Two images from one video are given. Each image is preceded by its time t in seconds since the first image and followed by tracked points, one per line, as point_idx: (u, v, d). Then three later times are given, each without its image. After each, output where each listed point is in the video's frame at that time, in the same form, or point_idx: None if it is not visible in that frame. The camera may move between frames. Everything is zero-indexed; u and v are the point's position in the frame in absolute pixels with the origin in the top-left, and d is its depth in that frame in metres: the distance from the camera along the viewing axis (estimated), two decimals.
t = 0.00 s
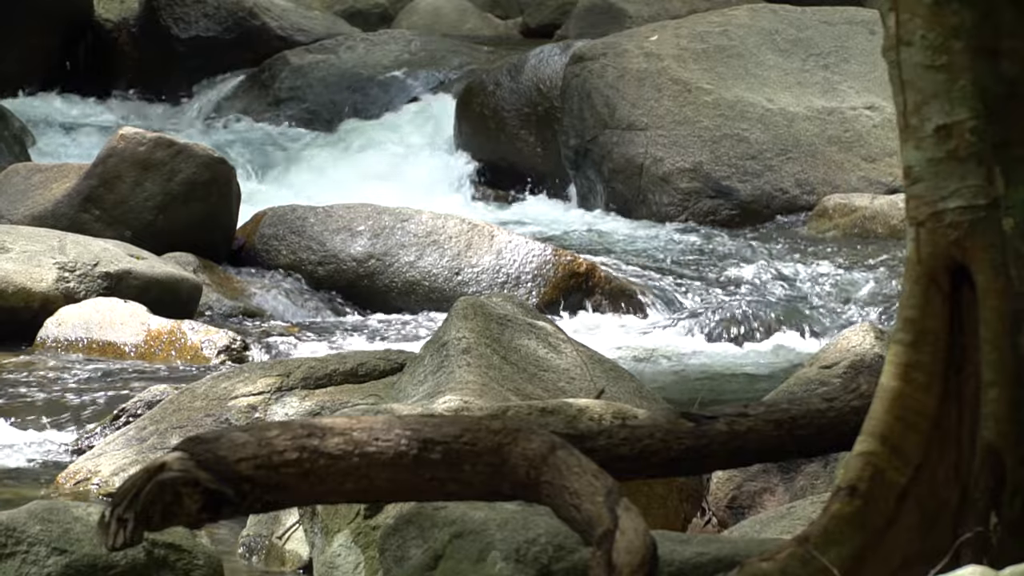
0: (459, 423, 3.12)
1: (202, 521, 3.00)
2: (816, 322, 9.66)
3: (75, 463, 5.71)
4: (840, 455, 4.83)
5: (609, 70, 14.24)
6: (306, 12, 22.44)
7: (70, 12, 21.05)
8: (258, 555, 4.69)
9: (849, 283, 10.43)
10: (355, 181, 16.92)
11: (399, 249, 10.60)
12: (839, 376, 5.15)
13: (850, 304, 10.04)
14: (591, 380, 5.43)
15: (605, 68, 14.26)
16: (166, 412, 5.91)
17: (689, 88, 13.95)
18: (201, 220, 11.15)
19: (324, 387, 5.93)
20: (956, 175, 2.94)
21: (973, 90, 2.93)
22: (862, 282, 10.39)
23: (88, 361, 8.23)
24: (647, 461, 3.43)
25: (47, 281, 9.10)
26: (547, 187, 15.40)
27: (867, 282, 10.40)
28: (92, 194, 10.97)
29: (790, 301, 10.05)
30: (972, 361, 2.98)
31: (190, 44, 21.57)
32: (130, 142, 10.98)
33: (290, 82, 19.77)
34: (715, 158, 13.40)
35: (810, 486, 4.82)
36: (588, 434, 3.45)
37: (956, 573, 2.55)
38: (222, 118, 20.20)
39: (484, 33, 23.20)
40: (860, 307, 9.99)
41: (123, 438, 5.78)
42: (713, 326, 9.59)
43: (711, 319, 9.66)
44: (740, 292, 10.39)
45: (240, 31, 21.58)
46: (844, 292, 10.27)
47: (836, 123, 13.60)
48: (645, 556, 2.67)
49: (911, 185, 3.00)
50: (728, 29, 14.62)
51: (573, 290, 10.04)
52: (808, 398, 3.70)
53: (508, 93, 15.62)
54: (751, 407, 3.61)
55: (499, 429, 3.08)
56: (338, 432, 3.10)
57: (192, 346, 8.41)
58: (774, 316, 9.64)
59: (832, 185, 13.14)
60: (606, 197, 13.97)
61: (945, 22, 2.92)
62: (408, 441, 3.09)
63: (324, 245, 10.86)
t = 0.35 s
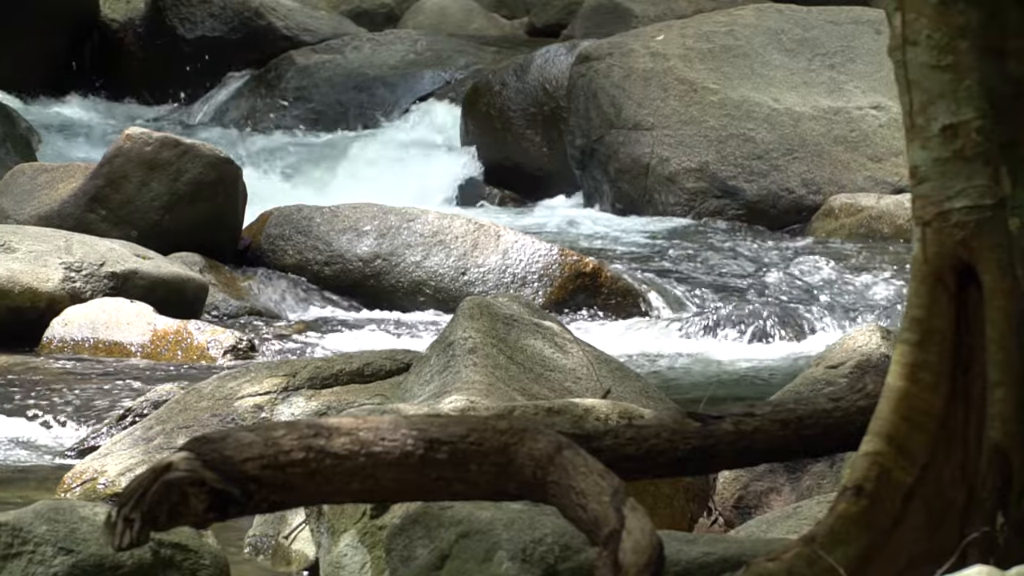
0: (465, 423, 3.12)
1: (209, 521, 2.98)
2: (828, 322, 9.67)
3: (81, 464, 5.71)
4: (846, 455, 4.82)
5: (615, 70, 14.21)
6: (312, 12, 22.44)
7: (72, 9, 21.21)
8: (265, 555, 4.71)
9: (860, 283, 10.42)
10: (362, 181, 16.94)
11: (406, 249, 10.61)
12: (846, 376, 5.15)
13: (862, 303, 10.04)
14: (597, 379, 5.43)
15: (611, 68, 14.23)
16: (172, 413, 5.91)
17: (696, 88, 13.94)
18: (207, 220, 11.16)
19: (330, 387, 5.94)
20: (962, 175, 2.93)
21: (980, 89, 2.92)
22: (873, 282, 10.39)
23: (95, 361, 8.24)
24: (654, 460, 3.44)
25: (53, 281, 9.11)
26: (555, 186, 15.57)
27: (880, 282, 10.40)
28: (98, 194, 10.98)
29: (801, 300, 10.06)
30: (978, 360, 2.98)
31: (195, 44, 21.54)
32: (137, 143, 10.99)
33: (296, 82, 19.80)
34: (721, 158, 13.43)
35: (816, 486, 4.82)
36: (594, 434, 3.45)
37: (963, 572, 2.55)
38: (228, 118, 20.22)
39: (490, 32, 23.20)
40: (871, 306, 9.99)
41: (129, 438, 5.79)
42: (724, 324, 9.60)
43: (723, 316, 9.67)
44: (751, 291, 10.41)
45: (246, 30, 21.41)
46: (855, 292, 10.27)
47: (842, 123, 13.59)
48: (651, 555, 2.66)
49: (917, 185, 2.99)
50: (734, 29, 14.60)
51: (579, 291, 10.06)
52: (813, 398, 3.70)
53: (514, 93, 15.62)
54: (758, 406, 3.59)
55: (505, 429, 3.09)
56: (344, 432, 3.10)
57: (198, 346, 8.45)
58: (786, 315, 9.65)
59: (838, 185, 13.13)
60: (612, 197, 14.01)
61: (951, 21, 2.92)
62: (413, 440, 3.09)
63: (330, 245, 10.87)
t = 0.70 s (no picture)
0: (478, 423, 3.13)
1: (221, 521, 2.99)
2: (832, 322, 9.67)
3: (93, 464, 5.74)
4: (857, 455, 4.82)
5: (627, 70, 14.17)
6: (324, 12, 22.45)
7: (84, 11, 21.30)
8: (277, 553, 4.72)
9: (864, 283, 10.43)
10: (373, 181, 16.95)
11: (418, 249, 10.62)
12: (857, 376, 5.15)
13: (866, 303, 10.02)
14: (609, 380, 5.43)
15: (623, 68, 14.20)
16: (184, 413, 5.93)
17: (708, 88, 13.93)
18: (219, 220, 11.19)
19: (342, 387, 5.96)
20: (974, 176, 2.93)
21: (990, 89, 2.92)
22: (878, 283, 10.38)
23: (106, 361, 8.27)
24: (665, 460, 3.44)
25: (65, 282, 9.15)
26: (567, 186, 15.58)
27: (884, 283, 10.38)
28: (110, 194, 11.01)
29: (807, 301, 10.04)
30: (989, 360, 2.98)
31: (207, 44, 21.56)
32: (149, 142, 11.01)
33: (308, 82, 19.83)
34: (733, 158, 13.42)
35: (828, 487, 4.82)
36: (606, 434, 3.45)
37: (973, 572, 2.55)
38: (240, 118, 20.25)
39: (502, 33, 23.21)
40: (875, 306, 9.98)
41: (140, 438, 5.81)
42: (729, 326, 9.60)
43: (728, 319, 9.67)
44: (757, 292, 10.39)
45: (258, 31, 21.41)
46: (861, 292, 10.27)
47: (854, 124, 13.58)
48: (663, 556, 2.68)
49: (929, 185, 2.99)
50: (746, 29, 14.59)
51: (590, 291, 10.06)
52: (825, 397, 3.69)
53: (526, 93, 15.59)
54: (770, 407, 3.59)
55: (517, 429, 3.09)
56: (356, 432, 3.11)
57: (209, 347, 8.45)
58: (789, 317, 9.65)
59: (851, 186, 13.19)
60: (623, 198, 13.94)
61: (963, 21, 2.91)
62: (426, 441, 3.10)
63: (342, 246, 10.89)
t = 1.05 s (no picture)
0: (482, 423, 3.13)
1: (226, 521, 2.99)
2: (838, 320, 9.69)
3: (98, 464, 5.75)
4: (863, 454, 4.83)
5: (633, 70, 14.18)
6: (329, 11, 22.46)
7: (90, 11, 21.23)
8: (283, 554, 4.72)
9: (871, 282, 10.43)
10: (379, 181, 16.96)
11: (423, 249, 10.62)
12: (862, 375, 5.15)
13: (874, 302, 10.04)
14: (614, 379, 5.44)
15: (629, 68, 14.20)
16: (189, 412, 5.94)
17: (713, 88, 13.94)
18: (225, 219, 11.20)
19: (348, 387, 5.96)
20: (979, 175, 2.92)
21: (997, 89, 2.91)
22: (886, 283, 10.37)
23: (111, 361, 8.28)
24: (670, 460, 3.44)
25: (70, 281, 9.16)
26: (571, 187, 15.52)
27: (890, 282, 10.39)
28: (116, 194, 11.03)
29: (813, 301, 10.04)
30: (995, 360, 2.98)
31: (212, 44, 21.58)
32: (154, 142, 11.03)
33: (314, 82, 19.85)
34: (738, 158, 13.41)
35: (833, 486, 4.83)
36: (611, 434, 3.45)
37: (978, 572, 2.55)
38: (245, 118, 20.27)
39: (507, 33, 23.22)
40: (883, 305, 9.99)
41: (145, 438, 5.82)
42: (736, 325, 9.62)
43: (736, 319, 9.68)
44: (764, 293, 10.39)
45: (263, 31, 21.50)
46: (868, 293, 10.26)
47: (859, 123, 13.57)
48: (668, 556, 2.68)
49: (933, 185, 2.98)
50: (752, 29, 14.59)
51: (596, 291, 10.04)
52: (831, 397, 3.69)
53: (532, 93, 15.59)
54: (774, 406, 3.59)
55: (522, 429, 3.10)
56: (361, 432, 3.11)
57: (215, 346, 8.45)
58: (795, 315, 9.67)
59: (855, 186, 13.13)
60: (629, 197, 13.99)
61: (968, 21, 2.91)
62: (431, 440, 3.10)
63: (348, 245, 10.90)
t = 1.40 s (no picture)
0: (487, 422, 3.13)
1: (230, 520, 2.99)
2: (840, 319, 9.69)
3: (102, 463, 5.75)
4: (867, 454, 4.86)
5: (637, 70, 14.19)
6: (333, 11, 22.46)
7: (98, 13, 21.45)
8: (287, 553, 4.72)
9: (875, 281, 10.43)
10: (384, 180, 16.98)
11: (427, 248, 10.63)
12: (866, 375, 5.16)
13: (874, 299, 10.05)
14: (619, 378, 5.44)
15: (634, 67, 14.21)
16: (193, 412, 5.94)
17: (718, 87, 13.93)
18: (229, 219, 11.22)
19: (352, 387, 5.97)
20: (983, 174, 2.92)
21: (1001, 88, 2.90)
22: (891, 281, 10.37)
23: (116, 360, 8.28)
24: (674, 459, 3.44)
25: (75, 280, 9.16)
26: (574, 185, 15.52)
27: (893, 281, 10.39)
28: (120, 193, 11.04)
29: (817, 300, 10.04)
30: (1000, 359, 2.98)
31: (216, 43, 21.59)
32: (158, 141, 11.03)
33: (318, 81, 19.87)
34: (743, 157, 13.42)
35: (839, 486, 4.85)
36: (616, 433, 3.46)
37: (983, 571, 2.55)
38: (250, 117, 20.28)
39: (511, 32, 23.21)
40: (884, 301, 9.99)
41: (150, 437, 5.82)
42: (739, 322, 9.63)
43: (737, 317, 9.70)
44: (769, 291, 10.39)
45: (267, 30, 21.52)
46: (869, 290, 10.27)
47: (863, 122, 13.56)
48: (673, 555, 2.69)
49: (937, 184, 2.98)
50: (756, 28, 14.57)
51: (601, 290, 10.06)
52: (836, 396, 3.67)
53: (536, 92, 15.62)
54: (779, 405, 3.58)
55: (527, 429, 3.10)
56: (366, 431, 3.11)
57: (220, 345, 8.47)
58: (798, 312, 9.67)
59: (860, 184, 13.12)
60: (633, 196, 14.05)
61: (972, 20, 2.89)
62: (436, 439, 3.10)
63: (352, 245, 10.91)
